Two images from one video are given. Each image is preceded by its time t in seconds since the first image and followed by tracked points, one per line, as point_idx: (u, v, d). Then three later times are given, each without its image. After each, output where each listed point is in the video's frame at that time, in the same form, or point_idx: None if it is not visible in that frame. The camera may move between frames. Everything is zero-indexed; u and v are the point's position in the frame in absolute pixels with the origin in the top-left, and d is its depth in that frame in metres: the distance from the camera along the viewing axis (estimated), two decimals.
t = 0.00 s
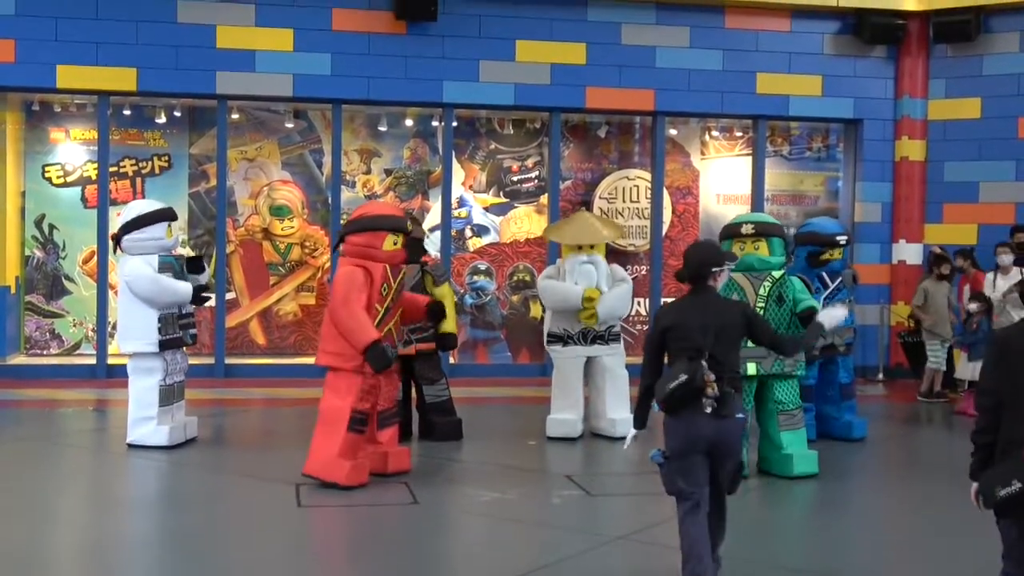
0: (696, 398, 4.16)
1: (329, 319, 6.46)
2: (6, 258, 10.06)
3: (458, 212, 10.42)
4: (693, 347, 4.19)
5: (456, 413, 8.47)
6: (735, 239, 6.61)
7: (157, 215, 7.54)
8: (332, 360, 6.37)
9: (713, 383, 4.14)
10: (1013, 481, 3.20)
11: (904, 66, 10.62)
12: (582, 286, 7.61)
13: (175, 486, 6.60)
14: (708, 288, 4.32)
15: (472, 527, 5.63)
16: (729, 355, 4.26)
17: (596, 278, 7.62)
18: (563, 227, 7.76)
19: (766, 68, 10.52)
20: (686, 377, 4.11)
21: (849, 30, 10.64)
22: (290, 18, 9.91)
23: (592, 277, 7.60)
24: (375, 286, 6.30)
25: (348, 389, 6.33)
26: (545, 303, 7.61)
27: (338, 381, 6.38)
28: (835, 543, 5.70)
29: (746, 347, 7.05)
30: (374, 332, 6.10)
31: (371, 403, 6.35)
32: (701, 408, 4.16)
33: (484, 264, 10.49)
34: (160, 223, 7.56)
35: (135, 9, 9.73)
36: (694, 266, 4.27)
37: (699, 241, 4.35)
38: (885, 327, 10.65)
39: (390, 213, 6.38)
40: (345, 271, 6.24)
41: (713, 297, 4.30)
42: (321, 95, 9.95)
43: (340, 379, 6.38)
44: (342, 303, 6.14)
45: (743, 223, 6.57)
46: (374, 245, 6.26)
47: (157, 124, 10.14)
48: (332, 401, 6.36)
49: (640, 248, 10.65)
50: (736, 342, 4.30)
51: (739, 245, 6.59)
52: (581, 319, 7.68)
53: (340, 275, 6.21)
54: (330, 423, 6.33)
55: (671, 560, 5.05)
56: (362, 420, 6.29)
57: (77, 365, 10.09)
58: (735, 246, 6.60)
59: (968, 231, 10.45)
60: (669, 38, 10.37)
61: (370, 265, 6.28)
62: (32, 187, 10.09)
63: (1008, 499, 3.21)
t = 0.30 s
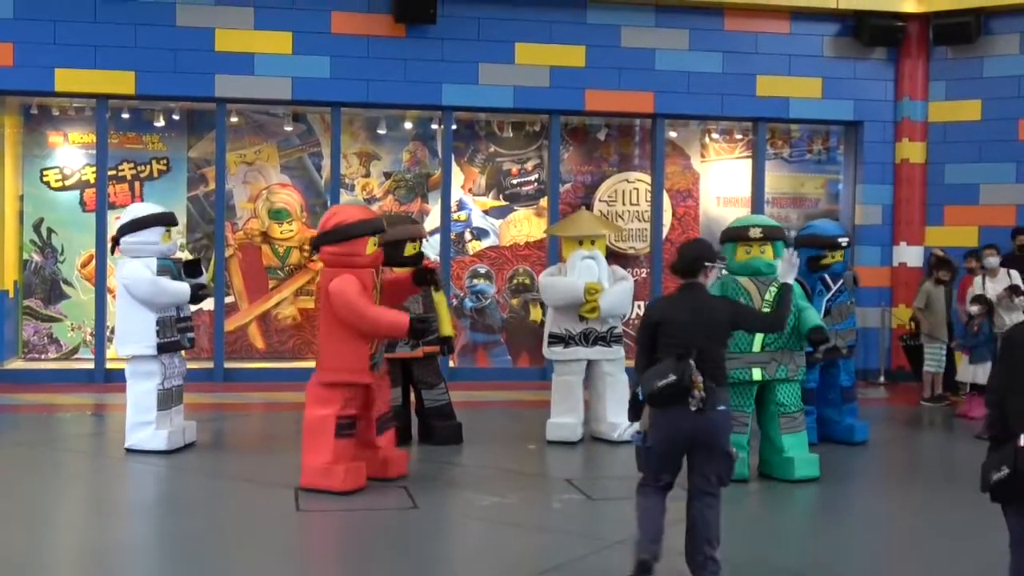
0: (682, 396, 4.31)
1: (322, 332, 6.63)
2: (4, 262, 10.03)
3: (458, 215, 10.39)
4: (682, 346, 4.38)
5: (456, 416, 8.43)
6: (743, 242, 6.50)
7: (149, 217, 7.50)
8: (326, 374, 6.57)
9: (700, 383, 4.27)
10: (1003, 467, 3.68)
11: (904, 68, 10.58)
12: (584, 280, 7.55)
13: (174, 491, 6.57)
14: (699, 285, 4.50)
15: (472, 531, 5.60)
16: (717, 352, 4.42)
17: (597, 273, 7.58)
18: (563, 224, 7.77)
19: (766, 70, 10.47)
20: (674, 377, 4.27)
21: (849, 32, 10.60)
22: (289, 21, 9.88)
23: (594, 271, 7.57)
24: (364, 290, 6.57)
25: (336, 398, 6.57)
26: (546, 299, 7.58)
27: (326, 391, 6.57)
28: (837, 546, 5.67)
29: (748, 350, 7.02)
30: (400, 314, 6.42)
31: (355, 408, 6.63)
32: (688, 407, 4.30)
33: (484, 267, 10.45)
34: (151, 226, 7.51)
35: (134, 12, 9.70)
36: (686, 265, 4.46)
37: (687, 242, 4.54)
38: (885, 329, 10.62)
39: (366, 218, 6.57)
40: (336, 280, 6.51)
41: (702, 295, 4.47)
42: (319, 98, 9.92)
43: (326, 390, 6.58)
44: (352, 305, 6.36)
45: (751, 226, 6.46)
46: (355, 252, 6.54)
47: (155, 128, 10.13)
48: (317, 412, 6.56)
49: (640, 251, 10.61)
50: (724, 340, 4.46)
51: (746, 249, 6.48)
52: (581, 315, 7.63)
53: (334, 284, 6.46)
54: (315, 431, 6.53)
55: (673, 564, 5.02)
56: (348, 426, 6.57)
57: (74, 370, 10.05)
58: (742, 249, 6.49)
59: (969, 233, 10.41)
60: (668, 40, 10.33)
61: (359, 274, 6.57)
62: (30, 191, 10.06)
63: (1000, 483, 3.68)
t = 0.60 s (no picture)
0: (651, 398, 4.32)
1: (307, 341, 6.41)
2: None
3: (458, 214, 9.99)
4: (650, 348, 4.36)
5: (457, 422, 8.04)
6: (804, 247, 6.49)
7: (127, 215, 7.19)
8: (317, 386, 6.39)
9: (664, 384, 4.26)
10: None
11: (922, 59, 10.14)
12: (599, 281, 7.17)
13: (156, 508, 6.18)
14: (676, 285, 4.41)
15: (470, 550, 5.21)
16: (686, 353, 4.32)
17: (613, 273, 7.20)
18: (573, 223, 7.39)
19: (778, 61, 10.03)
20: (637, 380, 4.32)
21: (864, 22, 10.17)
22: (282, 12, 9.49)
23: (609, 272, 7.18)
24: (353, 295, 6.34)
25: (331, 407, 6.38)
26: (559, 302, 7.17)
27: (320, 401, 6.41)
28: (862, 564, 5.27)
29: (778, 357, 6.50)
30: (392, 307, 6.32)
31: (351, 415, 6.47)
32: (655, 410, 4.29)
33: (485, 268, 10.05)
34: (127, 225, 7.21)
35: (120, 3, 9.32)
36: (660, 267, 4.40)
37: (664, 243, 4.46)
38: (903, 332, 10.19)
39: (354, 220, 6.30)
40: (323, 290, 6.25)
41: (674, 295, 4.39)
42: (313, 93, 9.53)
43: (319, 399, 6.41)
44: (349, 316, 6.16)
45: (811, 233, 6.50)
46: (343, 259, 6.24)
47: (143, 123, 9.74)
48: (312, 420, 6.39)
49: (648, 251, 10.19)
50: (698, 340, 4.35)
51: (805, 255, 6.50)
52: (595, 317, 7.25)
53: (324, 295, 6.20)
54: (311, 439, 6.38)
55: None
56: (345, 433, 6.41)
57: (60, 375, 9.68)
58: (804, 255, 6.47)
59: (990, 231, 9.98)
60: (677, 30, 9.91)
61: (347, 282, 6.32)
62: (13, 190, 9.67)
63: None
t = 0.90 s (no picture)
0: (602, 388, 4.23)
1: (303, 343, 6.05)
2: None
3: (465, 210, 9.61)
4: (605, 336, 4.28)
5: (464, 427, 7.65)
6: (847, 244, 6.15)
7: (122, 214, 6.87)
8: (316, 392, 6.02)
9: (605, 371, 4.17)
10: None
11: (948, 46, 9.71)
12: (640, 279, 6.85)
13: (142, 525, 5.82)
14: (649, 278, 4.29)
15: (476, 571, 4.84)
16: (634, 343, 4.16)
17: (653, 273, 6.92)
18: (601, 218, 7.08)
19: (797, 50, 9.62)
20: (590, 368, 4.27)
21: (888, 8, 9.75)
22: (280, 2, 9.13)
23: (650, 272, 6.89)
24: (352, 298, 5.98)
25: (334, 413, 6.04)
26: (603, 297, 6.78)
27: (321, 407, 6.06)
28: None
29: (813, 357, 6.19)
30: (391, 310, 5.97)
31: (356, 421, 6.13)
32: (601, 398, 4.21)
33: (493, 266, 9.66)
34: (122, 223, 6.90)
35: None
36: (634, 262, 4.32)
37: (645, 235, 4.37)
38: (930, 331, 9.69)
39: (353, 218, 5.91)
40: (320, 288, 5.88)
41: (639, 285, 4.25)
42: (313, 86, 9.16)
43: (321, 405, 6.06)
44: (344, 318, 5.79)
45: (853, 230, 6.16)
46: (340, 260, 5.87)
47: (137, 118, 9.39)
48: (315, 426, 6.06)
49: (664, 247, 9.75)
50: (653, 334, 4.15)
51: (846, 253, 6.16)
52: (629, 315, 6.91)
53: (320, 293, 5.84)
54: (314, 446, 6.05)
55: None
56: (351, 439, 6.07)
57: (52, 380, 9.32)
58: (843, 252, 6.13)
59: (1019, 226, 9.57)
60: (692, 18, 9.51)
61: (345, 282, 5.95)
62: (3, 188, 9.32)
63: None
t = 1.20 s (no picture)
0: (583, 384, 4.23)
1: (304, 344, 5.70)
2: None
3: (474, 206, 9.25)
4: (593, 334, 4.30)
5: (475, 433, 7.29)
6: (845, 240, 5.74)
7: (134, 210, 6.67)
8: (320, 394, 5.68)
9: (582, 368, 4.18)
10: None
11: (977, 33, 9.30)
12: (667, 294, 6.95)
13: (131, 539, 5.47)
14: (638, 277, 4.22)
15: None
16: (608, 342, 4.14)
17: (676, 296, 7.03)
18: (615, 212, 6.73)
19: (819, 37, 9.24)
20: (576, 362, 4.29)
21: None
22: None
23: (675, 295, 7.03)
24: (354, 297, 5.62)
25: (338, 416, 5.71)
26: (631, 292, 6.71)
27: (325, 409, 5.73)
28: None
29: (835, 362, 5.86)
30: (394, 312, 5.60)
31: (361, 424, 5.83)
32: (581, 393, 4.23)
33: (504, 264, 9.31)
34: (135, 219, 6.68)
35: None
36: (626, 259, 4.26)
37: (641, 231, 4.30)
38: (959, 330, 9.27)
39: (357, 213, 5.54)
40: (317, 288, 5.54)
41: (623, 283, 4.19)
42: (316, 78, 8.81)
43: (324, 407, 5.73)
44: (347, 315, 5.44)
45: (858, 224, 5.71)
46: (343, 256, 5.51)
47: (134, 112, 9.06)
48: (318, 430, 5.73)
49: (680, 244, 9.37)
50: (628, 336, 4.09)
51: (846, 248, 5.76)
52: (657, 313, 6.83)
53: (320, 292, 5.49)
54: (318, 452, 5.73)
55: None
56: (356, 444, 5.78)
57: (47, 384, 8.99)
58: (844, 248, 5.74)
59: None
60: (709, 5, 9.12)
61: (347, 279, 5.59)
62: None
63: None
